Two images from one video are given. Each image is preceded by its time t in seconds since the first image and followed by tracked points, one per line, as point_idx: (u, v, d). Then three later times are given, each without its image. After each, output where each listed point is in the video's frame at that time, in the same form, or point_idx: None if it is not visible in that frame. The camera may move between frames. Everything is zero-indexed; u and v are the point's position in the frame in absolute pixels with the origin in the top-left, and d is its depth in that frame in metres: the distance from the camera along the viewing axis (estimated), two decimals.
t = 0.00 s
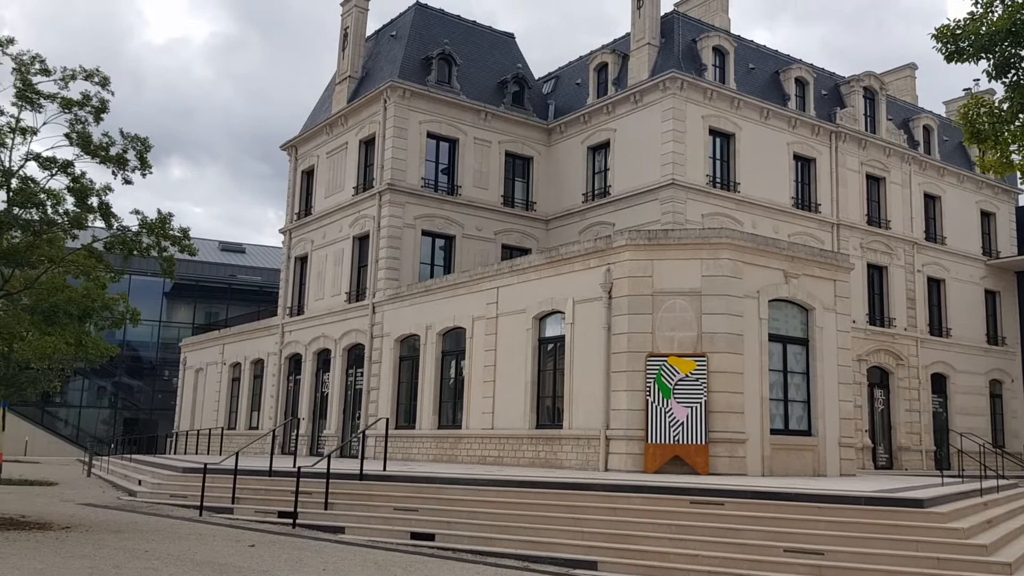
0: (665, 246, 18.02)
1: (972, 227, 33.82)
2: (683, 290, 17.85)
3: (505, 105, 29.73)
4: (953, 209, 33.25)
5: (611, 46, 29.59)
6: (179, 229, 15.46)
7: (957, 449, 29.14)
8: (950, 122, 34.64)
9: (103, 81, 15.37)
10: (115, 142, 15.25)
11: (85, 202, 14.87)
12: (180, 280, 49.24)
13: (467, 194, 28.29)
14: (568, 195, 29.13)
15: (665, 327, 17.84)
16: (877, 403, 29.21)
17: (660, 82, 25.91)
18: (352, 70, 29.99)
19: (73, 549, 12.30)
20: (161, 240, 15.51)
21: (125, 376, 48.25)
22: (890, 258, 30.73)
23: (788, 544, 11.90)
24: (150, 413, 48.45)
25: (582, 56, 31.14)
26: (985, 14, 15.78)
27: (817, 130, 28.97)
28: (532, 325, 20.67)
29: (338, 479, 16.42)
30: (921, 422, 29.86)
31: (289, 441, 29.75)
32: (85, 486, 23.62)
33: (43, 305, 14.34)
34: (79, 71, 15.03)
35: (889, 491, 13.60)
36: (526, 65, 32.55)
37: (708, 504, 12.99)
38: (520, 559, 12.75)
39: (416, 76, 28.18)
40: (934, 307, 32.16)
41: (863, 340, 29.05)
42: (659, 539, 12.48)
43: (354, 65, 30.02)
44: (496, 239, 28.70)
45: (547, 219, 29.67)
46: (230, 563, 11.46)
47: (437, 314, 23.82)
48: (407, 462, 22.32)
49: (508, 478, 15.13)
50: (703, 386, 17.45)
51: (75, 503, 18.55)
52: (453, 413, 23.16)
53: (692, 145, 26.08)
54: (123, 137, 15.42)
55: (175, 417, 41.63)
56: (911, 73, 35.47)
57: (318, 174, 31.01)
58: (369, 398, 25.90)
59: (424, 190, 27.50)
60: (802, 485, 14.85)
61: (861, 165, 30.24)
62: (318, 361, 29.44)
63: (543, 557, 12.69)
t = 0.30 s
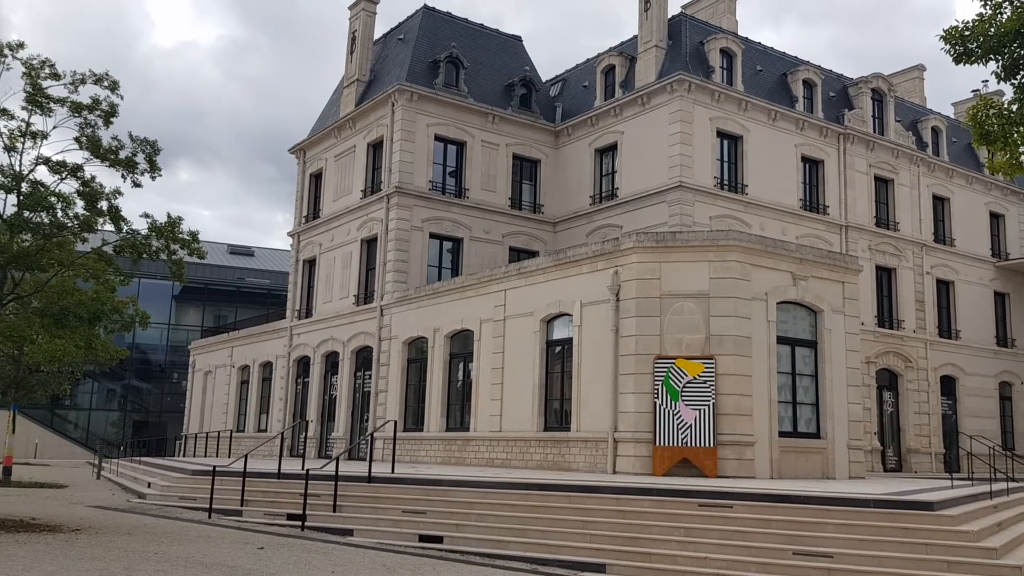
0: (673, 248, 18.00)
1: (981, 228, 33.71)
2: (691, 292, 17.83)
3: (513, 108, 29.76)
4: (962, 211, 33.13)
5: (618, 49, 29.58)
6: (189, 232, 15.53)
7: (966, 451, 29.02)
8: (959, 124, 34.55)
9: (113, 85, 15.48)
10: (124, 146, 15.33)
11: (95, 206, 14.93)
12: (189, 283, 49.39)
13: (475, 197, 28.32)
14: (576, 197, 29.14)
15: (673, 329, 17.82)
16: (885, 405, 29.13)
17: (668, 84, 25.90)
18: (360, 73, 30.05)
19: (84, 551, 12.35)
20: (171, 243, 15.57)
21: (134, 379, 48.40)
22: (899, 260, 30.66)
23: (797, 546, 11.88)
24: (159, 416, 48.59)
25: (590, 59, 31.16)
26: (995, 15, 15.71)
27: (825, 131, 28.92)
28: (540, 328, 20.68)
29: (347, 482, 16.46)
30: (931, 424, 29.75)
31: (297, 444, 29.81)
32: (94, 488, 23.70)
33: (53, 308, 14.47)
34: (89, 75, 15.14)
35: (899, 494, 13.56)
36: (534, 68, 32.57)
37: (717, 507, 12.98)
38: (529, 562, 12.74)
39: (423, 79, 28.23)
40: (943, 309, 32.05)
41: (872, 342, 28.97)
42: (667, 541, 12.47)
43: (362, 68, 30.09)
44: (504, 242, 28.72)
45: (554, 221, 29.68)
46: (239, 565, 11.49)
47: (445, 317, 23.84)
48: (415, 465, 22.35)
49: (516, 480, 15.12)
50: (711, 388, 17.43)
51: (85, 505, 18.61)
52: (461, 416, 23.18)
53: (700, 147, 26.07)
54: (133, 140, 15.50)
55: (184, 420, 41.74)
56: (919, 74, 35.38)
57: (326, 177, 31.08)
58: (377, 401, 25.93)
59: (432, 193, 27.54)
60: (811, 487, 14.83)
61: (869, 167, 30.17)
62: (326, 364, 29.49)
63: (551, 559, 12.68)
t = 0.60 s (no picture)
0: (682, 249, 18.00)
1: (991, 229, 33.59)
2: (700, 294, 17.82)
3: (522, 110, 29.78)
4: (973, 212, 33.01)
5: (627, 50, 29.57)
6: (199, 234, 15.62)
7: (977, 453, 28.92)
8: (969, 125, 34.44)
9: (123, 87, 15.58)
10: (135, 148, 15.42)
11: (106, 208, 15.02)
12: (199, 284, 49.56)
13: (483, 198, 28.36)
14: (584, 199, 29.14)
15: (681, 331, 17.82)
16: (895, 407, 29.03)
17: (676, 85, 25.89)
18: (369, 75, 30.12)
19: (95, 551, 12.42)
20: (181, 245, 15.65)
21: (144, 380, 48.58)
22: (908, 262, 30.58)
23: (806, 548, 11.91)
24: (170, 417, 48.77)
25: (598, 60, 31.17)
26: (1005, 16, 15.67)
27: (834, 133, 28.86)
28: (549, 329, 20.70)
29: (356, 482, 16.51)
30: (941, 426, 29.64)
31: (307, 445, 29.89)
32: (105, 488, 23.80)
33: (64, 310, 14.35)
34: (100, 77, 15.25)
35: (908, 496, 13.56)
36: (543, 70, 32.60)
37: (726, 508, 12.97)
38: (538, 563, 12.75)
39: (432, 81, 28.29)
40: (953, 310, 31.94)
41: (882, 344, 28.90)
42: (676, 543, 12.47)
43: (371, 71, 30.16)
44: (512, 243, 28.75)
45: (563, 223, 29.69)
46: (249, 566, 11.52)
47: (454, 318, 23.88)
48: (424, 466, 22.40)
49: (525, 482, 15.15)
50: (720, 390, 17.41)
51: (96, 506, 18.68)
52: (470, 417, 23.21)
53: (709, 149, 26.05)
54: (143, 142, 15.59)
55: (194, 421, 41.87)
56: (929, 75, 35.28)
57: (336, 179, 31.16)
58: (386, 402, 25.97)
59: (441, 194, 27.59)
60: (820, 489, 14.81)
61: (879, 168, 30.10)
62: (336, 365, 29.56)
63: (560, 560, 12.67)
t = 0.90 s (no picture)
0: (684, 250, 17.99)
1: (994, 230, 33.56)
2: (702, 294, 17.82)
3: (524, 110, 29.79)
4: (975, 213, 32.98)
5: (629, 51, 29.58)
6: (202, 234, 15.66)
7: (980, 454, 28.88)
8: (972, 126, 34.43)
9: (127, 88, 15.63)
10: (138, 149, 15.46)
11: (109, 208, 15.05)
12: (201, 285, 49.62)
13: (486, 199, 28.37)
14: (587, 199, 29.14)
15: (684, 332, 17.81)
16: (898, 408, 29.00)
17: (679, 86, 25.89)
18: (372, 76, 30.14)
19: (98, 551, 12.44)
20: (184, 245, 15.68)
21: (147, 380, 48.62)
22: (911, 262, 30.56)
23: (809, 549, 11.92)
24: (172, 417, 48.81)
25: (601, 61, 31.17)
26: (1008, 16, 15.64)
27: (837, 133, 28.84)
28: (551, 330, 20.70)
29: (358, 483, 16.52)
30: (944, 427, 29.60)
31: (309, 445, 29.91)
32: (107, 488, 23.83)
33: (68, 311, 14.50)
34: (103, 78, 15.29)
35: (911, 497, 13.56)
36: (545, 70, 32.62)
37: (728, 509, 12.97)
38: (540, 564, 12.74)
39: (435, 82, 28.30)
40: (956, 311, 31.90)
41: (884, 344, 28.88)
42: (678, 544, 12.45)
43: (374, 71, 30.18)
44: (515, 243, 28.76)
45: (566, 223, 29.69)
46: (251, 566, 11.53)
47: (456, 319, 23.90)
48: (427, 466, 22.41)
49: (527, 482, 15.15)
50: (722, 390, 17.41)
51: (99, 507, 18.69)
52: (472, 417, 23.22)
53: (711, 149, 26.04)
54: (146, 144, 15.62)
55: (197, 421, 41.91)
56: (931, 76, 35.26)
57: (338, 180, 31.19)
58: (388, 402, 25.98)
59: (444, 195, 27.60)
60: (823, 490, 14.80)
61: (881, 169, 30.08)
62: (338, 365, 29.58)
63: (562, 560, 12.67)
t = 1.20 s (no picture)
0: (691, 251, 17.98)
1: (1003, 231, 33.47)
2: (709, 295, 17.81)
3: (531, 111, 29.81)
4: (984, 214, 32.89)
5: (636, 52, 29.57)
6: (210, 235, 15.73)
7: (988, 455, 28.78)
8: (980, 126, 34.34)
9: (136, 90, 15.70)
10: (147, 150, 15.53)
11: (118, 209, 15.11)
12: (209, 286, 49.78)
13: (493, 200, 28.40)
14: (593, 200, 29.14)
15: (691, 333, 17.80)
16: (906, 409, 28.92)
17: (685, 87, 25.87)
18: (379, 77, 30.18)
19: (106, 551, 12.49)
20: (192, 246, 15.75)
21: (156, 380, 48.77)
22: (919, 263, 30.48)
23: (816, 550, 11.91)
24: (180, 417, 48.96)
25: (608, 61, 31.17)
26: (1017, 16, 15.57)
27: (844, 133, 28.78)
28: (558, 330, 20.71)
29: (366, 483, 16.56)
30: (952, 428, 29.51)
31: (317, 445, 29.96)
32: (116, 489, 23.91)
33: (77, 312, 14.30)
34: (112, 79, 15.38)
35: (920, 498, 13.53)
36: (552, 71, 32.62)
37: (734, 510, 12.96)
38: (546, 564, 12.75)
39: (442, 83, 28.35)
40: (964, 312, 31.82)
41: (892, 345, 28.82)
42: (685, 545, 12.43)
43: (381, 73, 30.22)
44: (521, 244, 28.77)
45: (573, 224, 29.69)
46: (258, 566, 11.56)
47: (463, 319, 23.92)
48: (434, 467, 22.44)
49: (534, 483, 15.17)
50: (729, 391, 17.40)
51: (108, 506, 18.76)
52: (479, 418, 23.23)
53: (718, 149, 26.02)
54: (155, 146, 15.69)
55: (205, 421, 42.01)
56: (939, 76, 35.18)
57: (345, 181, 31.24)
58: (395, 403, 26.01)
59: (451, 196, 27.64)
60: (830, 492, 14.79)
61: (889, 169, 30.02)
62: (345, 366, 29.63)
63: (569, 561, 12.68)
